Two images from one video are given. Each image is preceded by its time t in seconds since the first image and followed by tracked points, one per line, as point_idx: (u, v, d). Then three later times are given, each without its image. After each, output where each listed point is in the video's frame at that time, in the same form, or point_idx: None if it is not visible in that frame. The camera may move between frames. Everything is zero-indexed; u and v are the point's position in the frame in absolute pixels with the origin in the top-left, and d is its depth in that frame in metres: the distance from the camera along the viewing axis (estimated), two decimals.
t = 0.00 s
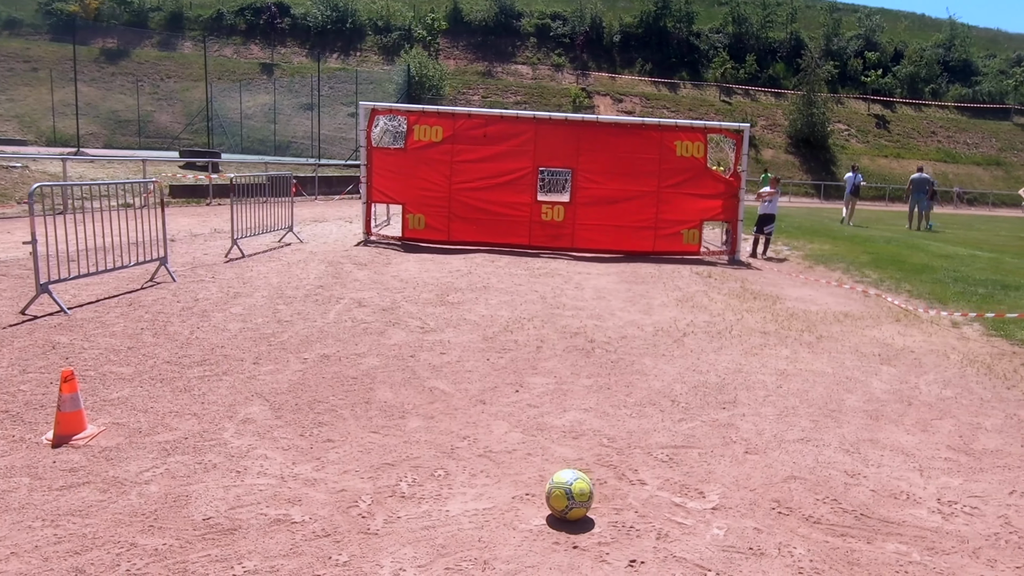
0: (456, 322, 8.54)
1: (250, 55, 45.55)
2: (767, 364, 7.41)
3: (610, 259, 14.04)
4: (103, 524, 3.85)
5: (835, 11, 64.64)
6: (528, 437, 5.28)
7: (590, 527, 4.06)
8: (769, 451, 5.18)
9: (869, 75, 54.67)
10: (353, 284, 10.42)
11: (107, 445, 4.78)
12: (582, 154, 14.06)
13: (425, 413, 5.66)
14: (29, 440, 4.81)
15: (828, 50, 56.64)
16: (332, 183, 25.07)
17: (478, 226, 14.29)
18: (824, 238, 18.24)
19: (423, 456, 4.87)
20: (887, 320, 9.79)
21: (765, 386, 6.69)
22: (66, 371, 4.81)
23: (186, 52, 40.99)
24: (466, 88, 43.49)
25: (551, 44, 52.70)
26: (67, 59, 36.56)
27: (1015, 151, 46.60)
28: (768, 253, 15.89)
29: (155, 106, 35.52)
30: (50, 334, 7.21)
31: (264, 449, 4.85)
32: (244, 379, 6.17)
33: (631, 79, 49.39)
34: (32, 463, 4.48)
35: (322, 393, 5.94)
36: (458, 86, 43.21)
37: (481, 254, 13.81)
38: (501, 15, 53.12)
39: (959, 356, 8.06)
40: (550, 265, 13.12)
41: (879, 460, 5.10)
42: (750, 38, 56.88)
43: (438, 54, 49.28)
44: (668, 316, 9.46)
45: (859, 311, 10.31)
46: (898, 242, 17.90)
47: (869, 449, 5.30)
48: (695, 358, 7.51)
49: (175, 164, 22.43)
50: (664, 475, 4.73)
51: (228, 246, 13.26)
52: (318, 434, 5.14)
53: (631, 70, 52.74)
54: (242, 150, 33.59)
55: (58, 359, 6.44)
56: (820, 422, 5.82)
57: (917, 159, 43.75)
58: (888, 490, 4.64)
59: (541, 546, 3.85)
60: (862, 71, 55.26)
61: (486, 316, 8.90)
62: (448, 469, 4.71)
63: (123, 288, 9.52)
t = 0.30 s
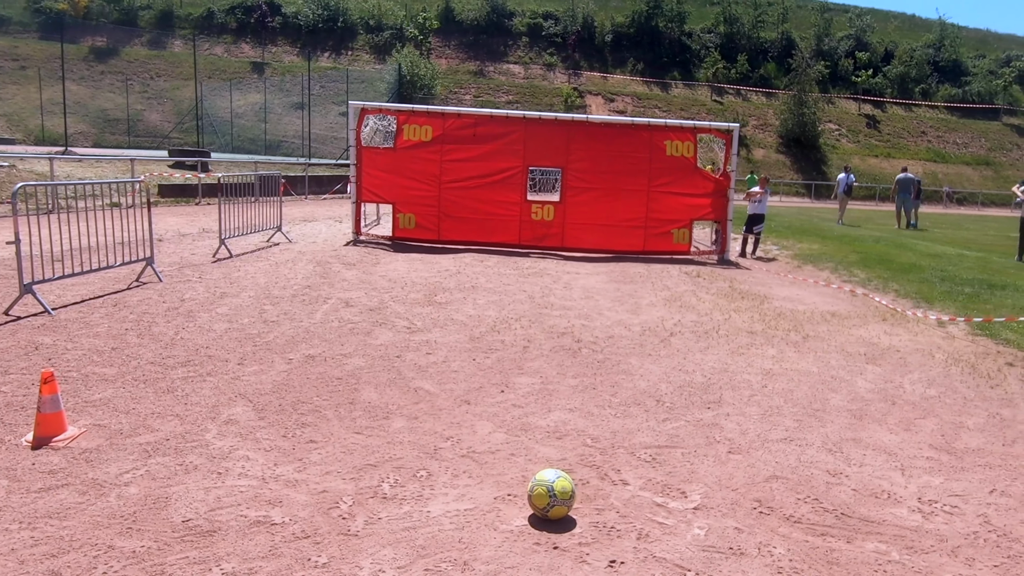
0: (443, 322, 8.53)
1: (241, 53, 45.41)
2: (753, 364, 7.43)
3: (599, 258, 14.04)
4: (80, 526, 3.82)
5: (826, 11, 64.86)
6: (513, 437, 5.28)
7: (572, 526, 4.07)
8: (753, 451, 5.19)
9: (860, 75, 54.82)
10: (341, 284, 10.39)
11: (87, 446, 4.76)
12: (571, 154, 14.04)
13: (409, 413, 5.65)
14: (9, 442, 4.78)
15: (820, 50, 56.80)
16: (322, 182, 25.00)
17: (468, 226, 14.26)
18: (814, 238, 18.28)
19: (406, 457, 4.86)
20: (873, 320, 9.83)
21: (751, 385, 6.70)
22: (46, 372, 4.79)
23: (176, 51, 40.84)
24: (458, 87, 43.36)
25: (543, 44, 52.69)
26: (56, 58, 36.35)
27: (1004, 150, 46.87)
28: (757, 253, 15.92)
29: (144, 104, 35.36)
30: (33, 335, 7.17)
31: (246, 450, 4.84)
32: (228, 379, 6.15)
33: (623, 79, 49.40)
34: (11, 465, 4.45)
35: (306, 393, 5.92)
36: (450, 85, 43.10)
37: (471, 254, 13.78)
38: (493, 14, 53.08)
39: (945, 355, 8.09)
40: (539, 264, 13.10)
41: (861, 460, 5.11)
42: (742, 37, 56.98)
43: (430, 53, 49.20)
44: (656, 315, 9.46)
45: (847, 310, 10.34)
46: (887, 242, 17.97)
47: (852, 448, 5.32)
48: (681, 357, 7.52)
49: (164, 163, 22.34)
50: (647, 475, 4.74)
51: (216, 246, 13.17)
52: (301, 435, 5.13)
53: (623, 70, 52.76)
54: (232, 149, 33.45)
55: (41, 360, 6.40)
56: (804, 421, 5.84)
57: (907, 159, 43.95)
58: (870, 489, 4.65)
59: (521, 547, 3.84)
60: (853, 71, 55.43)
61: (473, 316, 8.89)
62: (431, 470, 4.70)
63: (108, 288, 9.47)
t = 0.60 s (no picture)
0: (433, 324, 8.51)
1: (229, 57, 45.24)
2: (743, 363, 7.43)
3: (590, 259, 14.03)
4: (65, 535, 3.79)
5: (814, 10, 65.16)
6: (503, 439, 5.26)
7: (562, 529, 4.05)
8: (742, 451, 5.18)
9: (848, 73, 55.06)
10: (331, 288, 10.36)
11: (73, 454, 4.72)
12: (561, 154, 14.02)
13: (398, 417, 5.63)
14: None
15: (808, 49, 57.05)
16: (312, 185, 24.93)
17: (458, 228, 14.23)
18: (804, 236, 18.33)
19: (395, 461, 4.84)
20: (863, 317, 9.86)
21: (741, 385, 6.70)
22: (30, 380, 4.74)
23: (163, 54, 40.69)
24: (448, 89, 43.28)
25: (533, 45, 52.70)
26: (42, 62, 36.13)
27: (991, 148, 47.18)
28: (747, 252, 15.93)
29: (132, 109, 35.19)
30: (19, 342, 7.11)
31: (234, 455, 4.80)
32: (215, 385, 6.10)
33: (613, 79, 49.46)
34: None
35: (294, 398, 5.90)
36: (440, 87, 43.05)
37: (461, 255, 13.75)
38: (482, 15, 53.07)
39: (933, 352, 8.12)
40: (529, 266, 13.08)
41: (851, 458, 5.11)
42: (731, 37, 57.13)
43: (420, 55, 49.16)
44: (646, 316, 9.46)
45: (837, 309, 10.36)
46: (876, 239, 18.03)
47: (841, 446, 5.32)
48: (671, 358, 7.52)
49: (153, 168, 22.24)
50: (637, 476, 4.72)
51: (204, 251, 13.09)
52: (289, 440, 5.10)
53: (612, 70, 52.83)
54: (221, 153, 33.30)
55: (26, 367, 6.35)
56: (794, 420, 5.83)
57: (896, 157, 44.17)
58: (860, 488, 4.65)
59: (512, 550, 3.82)
60: (841, 70, 55.65)
61: (463, 318, 8.87)
62: (420, 473, 4.68)
63: (95, 294, 9.41)
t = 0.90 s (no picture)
0: (430, 324, 8.51)
1: (223, 58, 45.19)
2: (740, 361, 7.44)
3: (586, 258, 14.05)
4: (64, 539, 3.79)
5: (808, 7, 65.27)
6: (501, 439, 5.26)
7: (563, 526, 4.07)
8: (741, 448, 5.19)
9: (842, 70, 55.16)
10: (328, 289, 10.34)
11: (71, 458, 4.71)
12: (557, 153, 14.01)
13: (396, 418, 5.63)
14: None
15: (802, 46, 57.16)
16: (307, 186, 24.90)
17: (454, 228, 14.23)
18: (799, 233, 18.35)
19: (393, 461, 4.84)
20: (859, 314, 9.88)
21: (738, 381, 6.72)
22: (27, 384, 4.72)
23: (157, 57, 40.62)
24: (443, 89, 43.27)
25: (527, 44, 52.70)
26: (35, 65, 36.01)
27: (986, 143, 47.33)
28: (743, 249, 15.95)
29: (126, 111, 35.13)
30: (16, 346, 7.09)
31: (232, 457, 4.80)
32: (213, 388, 6.10)
33: (607, 78, 49.47)
34: None
35: (292, 399, 5.89)
36: (434, 87, 43.05)
37: (457, 255, 13.74)
38: (476, 15, 53.04)
39: (930, 347, 8.14)
40: (526, 265, 13.08)
41: (849, 454, 5.13)
42: (725, 35, 57.19)
43: (414, 55, 49.13)
44: (642, 314, 9.48)
45: (832, 305, 10.39)
46: (871, 236, 18.07)
47: (840, 442, 5.33)
48: (668, 355, 7.54)
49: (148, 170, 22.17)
50: (636, 474, 4.73)
51: (200, 253, 13.05)
52: (288, 442, 5.10)
53: (607, 69, 52.85)
54: (216, 154, 33.26)
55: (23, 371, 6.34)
56: (792, 417, 5.85)
57: (890, 153, 44.26)
58: (857, 483, 4.67)
59: (512, 549, 3.83)
60: (836, 67, 55.76)
61: (460, 318, 8.87)
62: (419, 473, 4.68)
63: (93, 297, 9.39)
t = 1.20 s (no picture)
0: (429, 324, 8.50)
1: (221, 60, 45.22)
2: (740, 359, 7.44)
3: (585, 257, 14.04)
4: (64, 540, 3.78)
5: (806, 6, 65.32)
6: (501, 439, 5.26)
7: (567, 524, 4.06)
8: (740, 446, 5.19)
9: (841, 68, 55.18)
10: (327, 289, 10.33)
11: (71, 458, 4.71)
12: (556, 153, 14.00)
13: (396, 417, 5.62)
14: None
15: (801, 45, 57.18)
16: (306, 186, 24.92)
17: (454, 228, 14.23)
18: (798, 232, 18.37)
19: (392, 461, 4.84)
20: (859, 312, 9.87)
21: (737, 380, 6.73)
22: (26, 385, 4.71)
23: (156, 58, 40.63)
24: (441, 90, 43.27)
25: (526, 44, 52.69)
26: (33, 67, 35.99)
27: (984, 141, 47.36)
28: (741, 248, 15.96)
29: (125, 112, 35.13)
30: (14, 348, 7.08)
31: (231, 459, 4.79)
32: (212, 388, 6.09)
33: (606, 77, 49.48)
34: None
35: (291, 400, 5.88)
36: (433, 88, 43.06)
37: (457, 255, 13.73)
38: (475, 15, 53.00)
39: (929, 345, 8.13)
40: (525, 265, 13.07)
41: (849, 451, 5.13)
42: (723, 34, 57.19)
43: (413, 55, 49.10)
44: (642, 313, 9.47)
45: (831, 303, 10.40)
46: (871, 234, 18.08)
47: (840, 440, 5.34)
48: (668, 354, 7.54)
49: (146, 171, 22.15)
50: (636, 472, 4.73)
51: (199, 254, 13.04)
52: (287, 442, 5.09)
53: (605, 69, 52.84)
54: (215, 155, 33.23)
55: (21, 373, 6.33)
56: (791, 415, 5.85)
57: (889, 151, 44.27)
58: (857, 481, 4.67)
59: (513, 549, 3.82)
60: (834, 66, 55.80)
61: (459, 318, 8.87)
62: (419, 473, 4.68)
63: (91, 299, 9.38)
